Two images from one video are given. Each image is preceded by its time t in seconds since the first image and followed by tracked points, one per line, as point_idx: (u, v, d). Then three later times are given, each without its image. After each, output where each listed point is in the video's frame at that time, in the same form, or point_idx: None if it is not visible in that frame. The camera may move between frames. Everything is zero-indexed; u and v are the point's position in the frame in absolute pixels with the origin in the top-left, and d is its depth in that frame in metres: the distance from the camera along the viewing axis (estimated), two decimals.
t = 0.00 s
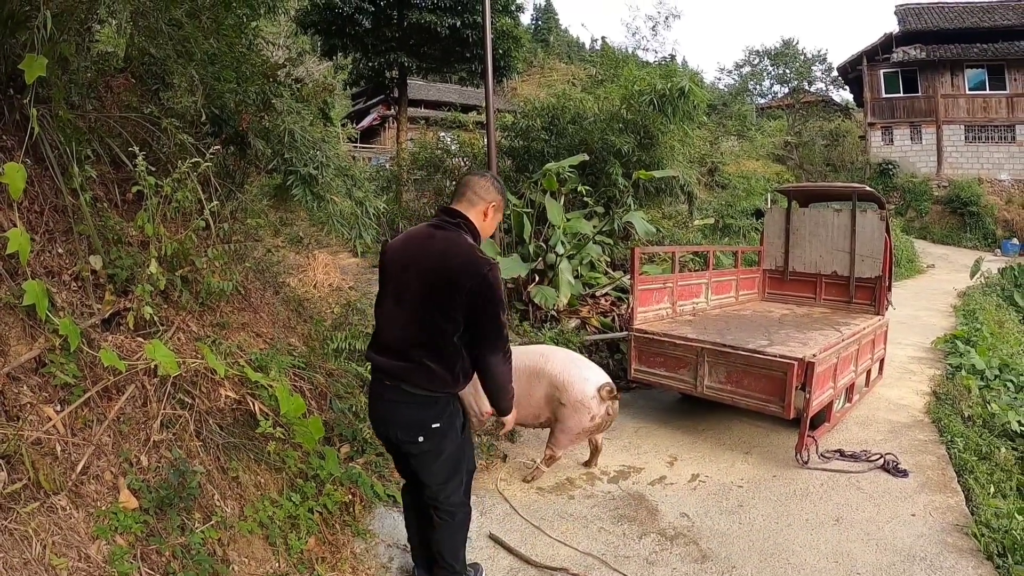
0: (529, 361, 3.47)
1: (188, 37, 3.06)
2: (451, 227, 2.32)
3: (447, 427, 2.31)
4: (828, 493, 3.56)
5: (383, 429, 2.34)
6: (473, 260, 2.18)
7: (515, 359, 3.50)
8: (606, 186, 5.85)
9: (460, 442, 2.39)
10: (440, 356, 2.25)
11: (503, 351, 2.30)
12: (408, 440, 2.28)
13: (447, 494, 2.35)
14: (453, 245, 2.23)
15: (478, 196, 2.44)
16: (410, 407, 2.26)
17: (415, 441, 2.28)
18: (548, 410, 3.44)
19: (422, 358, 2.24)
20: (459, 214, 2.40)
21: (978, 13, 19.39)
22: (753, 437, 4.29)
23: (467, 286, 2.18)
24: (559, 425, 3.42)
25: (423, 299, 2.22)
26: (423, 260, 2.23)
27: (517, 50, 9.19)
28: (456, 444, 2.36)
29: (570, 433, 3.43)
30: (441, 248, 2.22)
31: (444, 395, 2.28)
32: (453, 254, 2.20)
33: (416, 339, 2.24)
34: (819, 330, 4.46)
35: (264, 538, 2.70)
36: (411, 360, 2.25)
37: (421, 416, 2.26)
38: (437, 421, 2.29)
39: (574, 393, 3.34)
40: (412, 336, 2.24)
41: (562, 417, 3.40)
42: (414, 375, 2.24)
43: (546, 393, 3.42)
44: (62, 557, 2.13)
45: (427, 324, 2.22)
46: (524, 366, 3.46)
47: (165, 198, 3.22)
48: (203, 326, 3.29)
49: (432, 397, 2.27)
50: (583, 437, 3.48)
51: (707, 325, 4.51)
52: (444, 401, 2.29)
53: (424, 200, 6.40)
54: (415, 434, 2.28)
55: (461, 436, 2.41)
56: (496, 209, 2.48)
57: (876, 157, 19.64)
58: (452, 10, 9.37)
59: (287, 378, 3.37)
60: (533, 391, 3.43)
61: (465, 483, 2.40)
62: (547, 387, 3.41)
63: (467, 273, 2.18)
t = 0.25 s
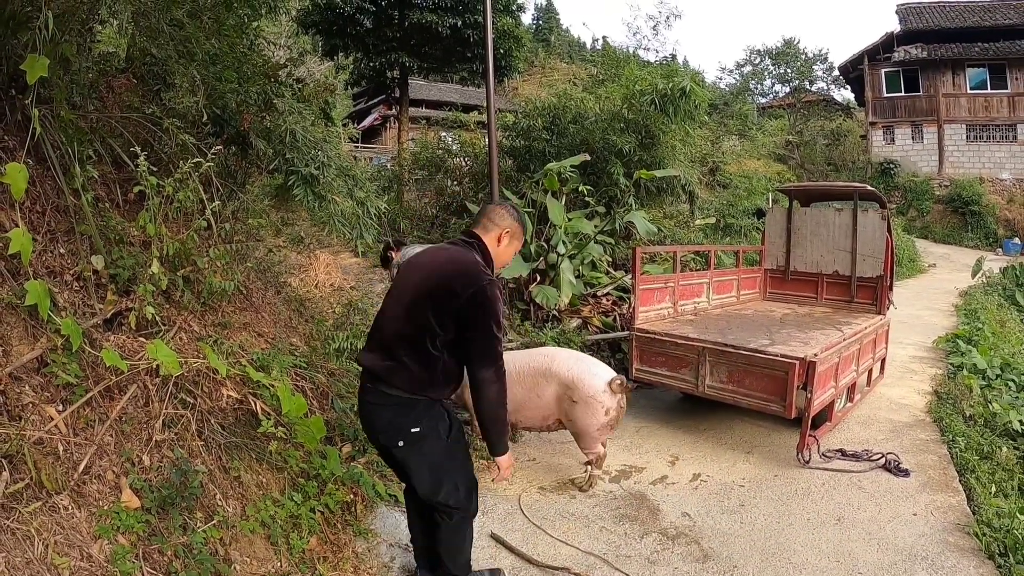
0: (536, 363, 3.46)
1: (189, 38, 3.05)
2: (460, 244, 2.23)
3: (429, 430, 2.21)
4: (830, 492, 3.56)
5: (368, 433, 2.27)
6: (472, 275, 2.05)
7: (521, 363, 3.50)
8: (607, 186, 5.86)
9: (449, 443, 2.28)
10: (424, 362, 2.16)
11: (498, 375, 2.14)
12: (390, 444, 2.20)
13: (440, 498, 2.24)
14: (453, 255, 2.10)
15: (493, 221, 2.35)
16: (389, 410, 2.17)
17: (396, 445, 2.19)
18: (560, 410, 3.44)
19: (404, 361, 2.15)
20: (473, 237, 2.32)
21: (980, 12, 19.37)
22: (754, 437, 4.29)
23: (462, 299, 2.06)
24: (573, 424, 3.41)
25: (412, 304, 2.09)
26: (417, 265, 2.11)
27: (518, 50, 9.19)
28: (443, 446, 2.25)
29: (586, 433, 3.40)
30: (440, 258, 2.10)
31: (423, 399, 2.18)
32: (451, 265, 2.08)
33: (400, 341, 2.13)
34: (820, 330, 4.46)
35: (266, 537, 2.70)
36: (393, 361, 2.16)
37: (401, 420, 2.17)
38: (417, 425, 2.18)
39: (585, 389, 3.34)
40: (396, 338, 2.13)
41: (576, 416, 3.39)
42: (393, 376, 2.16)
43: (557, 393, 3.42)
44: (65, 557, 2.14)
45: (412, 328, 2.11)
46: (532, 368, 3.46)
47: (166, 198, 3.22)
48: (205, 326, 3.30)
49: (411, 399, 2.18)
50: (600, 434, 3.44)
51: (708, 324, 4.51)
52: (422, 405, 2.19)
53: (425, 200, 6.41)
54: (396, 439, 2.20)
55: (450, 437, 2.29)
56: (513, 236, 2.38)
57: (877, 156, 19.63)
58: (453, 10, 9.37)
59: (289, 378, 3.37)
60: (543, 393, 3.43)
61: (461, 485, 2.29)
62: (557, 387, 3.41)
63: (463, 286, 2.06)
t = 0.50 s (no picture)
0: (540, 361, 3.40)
1: (189, 36, 3.07)
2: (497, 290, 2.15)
3: (423, 446, 2.11)
4: (830, 490, 3.56)
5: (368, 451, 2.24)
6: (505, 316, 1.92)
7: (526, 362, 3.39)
8: (607, 183, 5.86)
9: (449, 454, 2.15)
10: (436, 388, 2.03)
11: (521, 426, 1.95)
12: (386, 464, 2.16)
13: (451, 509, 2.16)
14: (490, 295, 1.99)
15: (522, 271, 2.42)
16: (379, 432, 2.12)
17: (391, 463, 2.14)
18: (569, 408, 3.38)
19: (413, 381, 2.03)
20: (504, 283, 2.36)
21: (980, 10, 19.35)
22: (754, 434, 4.29)
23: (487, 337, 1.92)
24: (582, 422, 3.36)
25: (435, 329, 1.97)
26: (450, 294, 1.99)
27: (518, 47, 9.18)
28: (442, 458, 2.13)
29: (596, 429, 3.37)
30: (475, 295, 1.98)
31: (415, 418, 2.09)
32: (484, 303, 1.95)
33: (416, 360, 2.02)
34: (821, 327, 4.46)
35: (266, 535, 2.71)
36: (399, 378, 2.04)
37: (392, 438, 2.10)
38: (408, 442, 2.10)
39: (593, 386, 3.29)
40: (410, 357, 2.02)
41: (584, 413, 3.35)
42: (394, 393, 2.06)
43: (565, 390, 3.34)
44: (65, 555, 2.14)
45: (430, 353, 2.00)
46: (537, 366, 3.38)
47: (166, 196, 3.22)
48: (205, 324, 3.29)
49: (408, 418, 2.10)
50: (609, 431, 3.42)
51: (708, 322, 4.51)
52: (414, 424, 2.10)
53: (425, 198, 6.40)
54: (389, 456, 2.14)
55: (450, 447, 2.16)
56: (535, 286, 2.48)
57: (877, 154, 19.62)
58: (453, 7, 9.35)
59: (289, 376, 3.37)
60: (551, 392, 3.35)
61: (473, 493, 2.15)
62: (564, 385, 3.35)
63: (491, 324, 1.93)
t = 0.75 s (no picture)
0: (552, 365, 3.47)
1: (188, 37, 3.06)
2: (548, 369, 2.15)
3: (444, 484, 2.00)
4: (831, 488, 3.55)
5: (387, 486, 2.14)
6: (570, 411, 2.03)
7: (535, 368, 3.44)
8: (608, 183, 5.87)
9: (471, 483, 2.04)
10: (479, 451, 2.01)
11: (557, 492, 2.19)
12: (404, 498, 2.07)
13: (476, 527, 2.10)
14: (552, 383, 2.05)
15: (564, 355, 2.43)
16: (398, 473, 2.01)
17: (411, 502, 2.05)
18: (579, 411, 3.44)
19: (459, 440, 1.97)
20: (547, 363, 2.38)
21: (979, 7, 19.33)
22: (756, 433, 4.28)
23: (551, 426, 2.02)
24: (593, 423, 3.42)
25: (496, 403, 1.96)
26: (517, 375, 1.98)
27: (517, 46, 9.17)
28: (464, 488, 2.03)
29: (608, 430, 3.44)
30: (541, 380, 2.03)
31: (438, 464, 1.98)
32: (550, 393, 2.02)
33: (466, 422, 1.97)
34: (821, 326, 4.45)
35: (268, 535, 2.71)
36: (445, 436, 1.96)
37: (414, 482, 2.00)
38: (430, 484, 2.00)
39: (603, 388, 3.34)
40: (462, 418, 1.97)
41: (596, 414, 3.41)
42: (439, 440, 1.96)
43: (576, 394, 3.40)
44: (67, 556, 2.14)
45: (486, 421, 1.97)
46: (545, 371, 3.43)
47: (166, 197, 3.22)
48: (206, 325, 3.29)
49: (439, 464, 1.99)
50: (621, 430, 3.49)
51: (709, 321, 4.51)
52: (441, 470, 1.99)
53: (425, 198, 6.40)
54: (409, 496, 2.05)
55: (470, 476, 2.05)
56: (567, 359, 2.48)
57: (877, 152, 19.60)
58: (452, 7, 9.35)
59: (290, 376, 3.37)
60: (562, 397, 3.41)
61: (499, 512, 2.08)
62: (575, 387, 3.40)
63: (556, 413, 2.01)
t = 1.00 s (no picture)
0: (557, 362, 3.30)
1: (192, 37, 3.05)
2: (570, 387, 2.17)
3: (464, 497, 1.98)
4: (835, 488, 3.54)
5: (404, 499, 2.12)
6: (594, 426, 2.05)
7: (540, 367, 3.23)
8: (611, 182, 5.87)
9: (490, 494, 2.03)
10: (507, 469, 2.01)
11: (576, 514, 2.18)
12: (422, 510, 2.05)
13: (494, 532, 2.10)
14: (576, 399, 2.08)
15: (586, 377, 2.24)
16: (418, 489, 1.99)
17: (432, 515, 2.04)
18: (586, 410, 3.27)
19: (487, 456, 1.97)
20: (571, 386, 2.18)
21: (983, 6, 19.27)
22: (759, 433, 4.28)
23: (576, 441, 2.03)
24: (601, 424, 3.25)
25: (525, 419, 1.97)
26: (544, 390, 2.01)
27: (520, 46, 9.16)
28: (483, 499, 2.01)
29: (616, 430, 3.27)
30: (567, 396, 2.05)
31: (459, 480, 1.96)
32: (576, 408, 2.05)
33: (493, 438, 1.97)
34: (825, 325, 4.44)
35: (271, 535, 2.71)
36: (471, 452, 1.95)
37: (435, 496, 1.98)
38: (451, 499, 1.98)
39: (611, 387, 3.17)
40: (489, 434, 1.97)
41: (603, 414, 3.24)
42: (467, 455, 1.95)
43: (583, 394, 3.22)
44: (70, 555, 2.15)
45: (514, 437, 1.98)
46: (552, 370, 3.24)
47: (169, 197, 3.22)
48: (210, 324, 3.29)
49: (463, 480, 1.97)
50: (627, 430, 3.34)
51: (713, 320, 4.50)
52: (463, 486, 1.97)
53: (428, 197, 6.40)
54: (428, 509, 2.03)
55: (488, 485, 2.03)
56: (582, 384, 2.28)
57: (880, 151, 19.57)
58: (455, 6, 9.35)
59: (293, 375, 3.37)
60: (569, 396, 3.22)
61: (517, 514, 2.08)
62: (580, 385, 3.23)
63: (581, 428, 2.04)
